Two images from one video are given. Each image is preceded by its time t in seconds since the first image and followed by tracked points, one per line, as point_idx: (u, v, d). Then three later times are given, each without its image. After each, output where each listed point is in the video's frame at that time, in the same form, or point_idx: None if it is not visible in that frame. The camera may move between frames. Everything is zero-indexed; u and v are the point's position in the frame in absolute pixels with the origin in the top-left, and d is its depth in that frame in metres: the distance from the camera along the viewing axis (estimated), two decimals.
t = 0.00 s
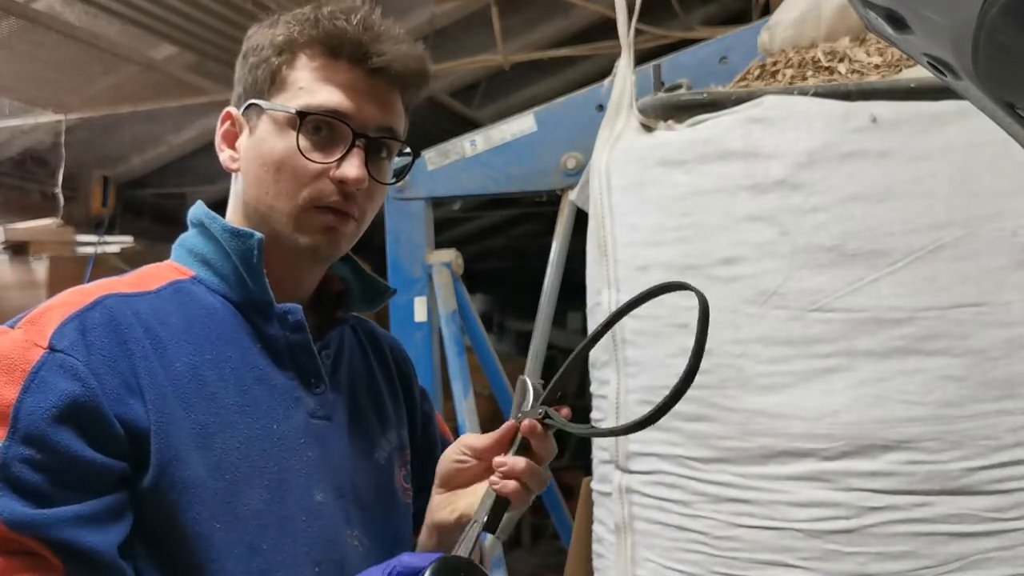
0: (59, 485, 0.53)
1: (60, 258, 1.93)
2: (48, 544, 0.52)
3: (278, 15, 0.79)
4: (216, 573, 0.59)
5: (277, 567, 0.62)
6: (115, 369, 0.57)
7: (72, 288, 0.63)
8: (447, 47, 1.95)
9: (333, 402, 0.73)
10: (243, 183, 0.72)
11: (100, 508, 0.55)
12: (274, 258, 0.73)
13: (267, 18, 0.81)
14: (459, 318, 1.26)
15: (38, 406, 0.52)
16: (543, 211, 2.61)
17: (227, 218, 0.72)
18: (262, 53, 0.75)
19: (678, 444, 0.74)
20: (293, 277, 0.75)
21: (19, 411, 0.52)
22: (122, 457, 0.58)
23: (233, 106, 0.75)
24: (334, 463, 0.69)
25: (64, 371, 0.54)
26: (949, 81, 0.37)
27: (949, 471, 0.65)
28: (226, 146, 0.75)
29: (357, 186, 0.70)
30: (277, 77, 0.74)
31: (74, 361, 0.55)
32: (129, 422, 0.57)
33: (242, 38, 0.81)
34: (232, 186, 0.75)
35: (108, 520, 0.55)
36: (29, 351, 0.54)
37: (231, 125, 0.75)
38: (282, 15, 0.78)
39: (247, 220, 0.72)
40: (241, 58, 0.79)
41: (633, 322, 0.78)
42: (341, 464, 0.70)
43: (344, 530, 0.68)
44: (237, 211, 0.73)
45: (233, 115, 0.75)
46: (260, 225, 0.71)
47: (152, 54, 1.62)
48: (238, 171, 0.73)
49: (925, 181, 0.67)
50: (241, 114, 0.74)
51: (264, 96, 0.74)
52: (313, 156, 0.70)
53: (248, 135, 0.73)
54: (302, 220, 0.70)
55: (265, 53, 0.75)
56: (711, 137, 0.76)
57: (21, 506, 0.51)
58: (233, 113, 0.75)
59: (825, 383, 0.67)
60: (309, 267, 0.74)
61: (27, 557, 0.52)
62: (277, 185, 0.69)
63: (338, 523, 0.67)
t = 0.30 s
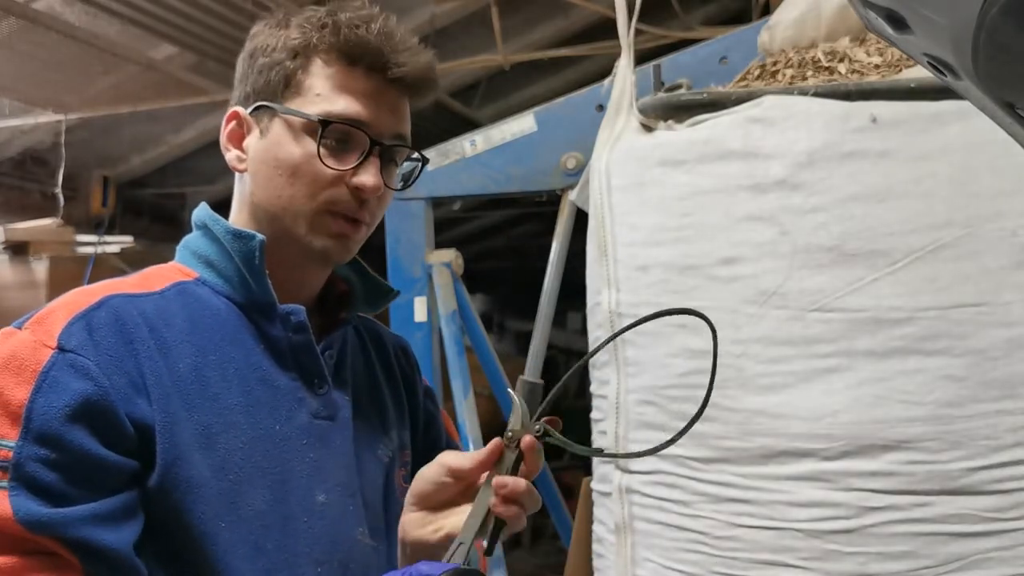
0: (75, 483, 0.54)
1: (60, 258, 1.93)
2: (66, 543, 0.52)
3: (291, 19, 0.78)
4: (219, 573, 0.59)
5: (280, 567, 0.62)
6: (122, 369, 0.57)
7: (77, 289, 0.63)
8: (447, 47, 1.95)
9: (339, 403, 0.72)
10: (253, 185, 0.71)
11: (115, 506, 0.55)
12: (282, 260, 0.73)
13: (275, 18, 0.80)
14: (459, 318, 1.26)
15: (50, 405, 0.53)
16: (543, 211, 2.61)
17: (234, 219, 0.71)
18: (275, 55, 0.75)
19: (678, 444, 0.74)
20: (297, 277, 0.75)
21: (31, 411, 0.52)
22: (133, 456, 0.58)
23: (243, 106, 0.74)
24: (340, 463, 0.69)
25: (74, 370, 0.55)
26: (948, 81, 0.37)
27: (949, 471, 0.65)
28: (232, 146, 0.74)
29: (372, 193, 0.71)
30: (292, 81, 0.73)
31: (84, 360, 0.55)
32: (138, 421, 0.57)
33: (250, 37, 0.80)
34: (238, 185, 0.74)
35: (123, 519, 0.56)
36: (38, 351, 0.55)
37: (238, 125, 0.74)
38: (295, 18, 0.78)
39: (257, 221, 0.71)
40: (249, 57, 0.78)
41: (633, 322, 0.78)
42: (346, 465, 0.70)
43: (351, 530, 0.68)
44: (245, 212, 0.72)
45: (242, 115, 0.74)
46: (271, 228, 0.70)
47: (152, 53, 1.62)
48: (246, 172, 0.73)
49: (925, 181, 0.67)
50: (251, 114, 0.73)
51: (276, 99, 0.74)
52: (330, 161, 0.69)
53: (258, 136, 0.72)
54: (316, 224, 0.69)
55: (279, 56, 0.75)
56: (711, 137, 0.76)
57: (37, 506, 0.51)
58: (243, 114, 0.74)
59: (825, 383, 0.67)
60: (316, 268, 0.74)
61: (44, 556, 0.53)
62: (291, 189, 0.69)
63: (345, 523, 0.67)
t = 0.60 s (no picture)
0: (87, 481, 0.54)
1: (60, 258, 1.93)
2: (80, 541, 0.53)
3: (280, 19, 0.78)
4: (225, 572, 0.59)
5: (285, 567, 0.62)
6: (131, 368, 0.58)
7: (87, 289, 0.63)
8: (447, 47, 1.95)
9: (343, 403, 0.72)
10: (252, 188, 0.71)
11: (127, 503, 0.55)
12: (287, 261, 0.73)
13: (266, 19, 0.80)
14: (459, 318, 1.26)
15: (62, 405, 0.53)
16: (543, 211, 2.61)
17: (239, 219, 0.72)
18: (266, 58, 0.75)
19: (678, 444, 0.74)
20: (300, 277, 0.75)
21: (43, 410, 0.52)
22: (143, 454, 0.58)
23: (237, 111, 0.74)
24: (345, 464, 0.69)
25: (85, 370, 0.55)
26: (948, 81, 0.37)
27: (949, 471, 0.65)
28: (231, 150, 0.75)
29: (368, 190, 0.70)
30: (283, 82, 0.73)
31: (95, 359, 0.55)
32: (147, 419, 0.57)
33: (243, 40, 0.80)
34: (239, 190, 0.74)
35: (134, 516, 0.56)
36: (49, 350, 0.55)
37: (235, 130, 0.74)
38: (285, 19, 0.77)
39: (258, 223, 0.71)
40: (242, 61, 0.78)
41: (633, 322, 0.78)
42: (352, 466, 0.69)
43: (356, 530, 0.68)
44: (247, 215, 0.72)
45: (237, 120, 0.74)
46: (272, 230, 0.71)
47: (152, 53, 1.62)
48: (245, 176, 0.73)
49: (925, 181, 0.67)
50: (246, 118, 0.73)
51: (269, 101, 0.73)
52: (324, 161, 0.69)
53: (254, 140, 0.72)
54: (316, 223, 0.69)
55: (269, 58, 0.74)
56: (711, 137, 0.76)
57: (49, 503, 0.52)
58: (238, 118, 0.74)
59: (825, 383, 0.67)
60: (320, 268, 0.74)
61: (58, 554, 0.53)
62: (288, 190, 0.69)
63: (349, 524, 0.67)
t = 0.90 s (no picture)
0: (84, 483, 0.54)
1: (60, 258, 1.93)
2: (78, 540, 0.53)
3: (271, 19, 0.78)
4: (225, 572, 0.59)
5: (285, 567, 0.62)
6: (130, 369, 0.57)
7: (88, 290, 0.63)
8: (447, 47, 1.95)
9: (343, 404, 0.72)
10: (247, 190, 0.71)
11: (125, 504, 0.55)
12: (285, 262, 0.73)
13: (257, 19, 0.80)
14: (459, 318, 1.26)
15: (59, 406, 0.53)
16: (543, 211, 2.61)
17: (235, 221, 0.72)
18: (256, 61, 0.74)
19: (678, 444, 0.74)
20: (296, 279, 0.75)
21: (40, 412, 0.52)
22: (142, 455, 0.58)
23: (230, 113, 0.74)
24: (345, 464, 0.69)
25: (83, 371, 0.55)
26: (948, 81, 0.37)
27: (949, 471, 0.65)
28: (226, 153, 0.75)
29: (361, 190, 0.70)
30: (273, 84, 0.73)
31: (93, 361, 0.55)
32: (146, 421, 0.57)
33: (235, 41, 0.80)
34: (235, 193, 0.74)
35: (132, 516, 0.56)
36: (47, 352, 0.55)
37: (229, 133, 0.74)
38: (275, 19, 0.77)
39: (254, 225, 0.71)
40: (235, 63, 0.78)
41: (633, 322, 0.78)
42: (352, 466, 0.70)
43: (356, 530, 0.68)
44: (243, 217, 0.73)
45: (231, 123, 0.74)
46: (268, 232, 0.71)
47: (152, 53, 1.62)
48: (239, 178, 0.73)
49: (925, 181, 0.67)
50: (239, 122, 0.73)
51: (260, 103, 0.74)
52: (317, 163, 0.69)
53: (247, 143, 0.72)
54: (311, 225, 0.69)
55: (259, 59, 0.74)
56: (711, 137, 0.76)
57: (46, 504, 0.51)
58: (231, 121, 0.74)
59: (825, 383, 0.67)
60: (317, 269, 0.74)
61: (54, 553, 0.53)
62: (281, 193, 0.69)
63: (348, 524, 0.67)
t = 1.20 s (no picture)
0: (86, 486, 0.54)
1: (60, 258, 1.93)
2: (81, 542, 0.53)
3: (272, 19, 0.78)
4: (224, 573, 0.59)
5: (284, 568, 0.62)
6: (129, 372, 0.58)
7: (85, 292, 0.63)
8: (447, 47, 1.95)
9: (341, 405, 0.72)
10: (247, 192, 0.71)
11: (125, 505, 0.55)
12: (283, 264, 0.73)
13: (258, 18, 0.79)
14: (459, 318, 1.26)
15: (59, 409, 0.53)
16: (543, 211, 2.61)
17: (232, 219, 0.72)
18: (258, 61, 0.74)
19: (678, 444, 0.74)
20: (293, 280, 0.75)
21: (40, 415, 0.52)
22: (142, 457, 0.58)
23: (230, 113, 0.74)
24: (344, 465, 0.69)
25: (82, 374, 0.55)
26: (948, 81, 0.37)
27: (949, 471, 0.65)
28: (225, 153, 0.75)
29: (363, 196, 0.70)
30: (275, 86, 0.72)
31: (92, 363, 0.55)
32: (145, 423, 0.57)
33: (235, 39, 0.80)
34: (233, 193, 0.74)
35: (133, 518, 0.56)
36: (46, 355, 0.55)
37: (228, 132, 0.74)
38: (277, 19, 0.77)
39: (253, 227, 0.71)
40: (234, 61, 0.78)
41: (633, 322, 0.78)
42: (350, 467, 0.69)
43: (355, 531, 0.68)
44: (241, 218, 0.72)
45: (230, 122, 0.74)
46: (267, 234, 0.71)
47: (152, 53, 1.62)
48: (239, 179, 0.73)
49: (925, 181, 0.67)
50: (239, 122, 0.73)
51: (261, 104, 0.73)
52: (319, 167, 0.69)
53: (247, 143, 0.72)
54: (312, 229, 0.69)
55: (261, 60, 0.74)
56: (711, 137, 0.76)
57: (47, 507, 0.51)
58: (231, 121, 0.74)
59: (825, 383, 0.67)
60: (314, 271, 0.74)
61: (55, 555, 0.53)
62: (282, 197, 0.69)
63: (347, 525, 0.67)
